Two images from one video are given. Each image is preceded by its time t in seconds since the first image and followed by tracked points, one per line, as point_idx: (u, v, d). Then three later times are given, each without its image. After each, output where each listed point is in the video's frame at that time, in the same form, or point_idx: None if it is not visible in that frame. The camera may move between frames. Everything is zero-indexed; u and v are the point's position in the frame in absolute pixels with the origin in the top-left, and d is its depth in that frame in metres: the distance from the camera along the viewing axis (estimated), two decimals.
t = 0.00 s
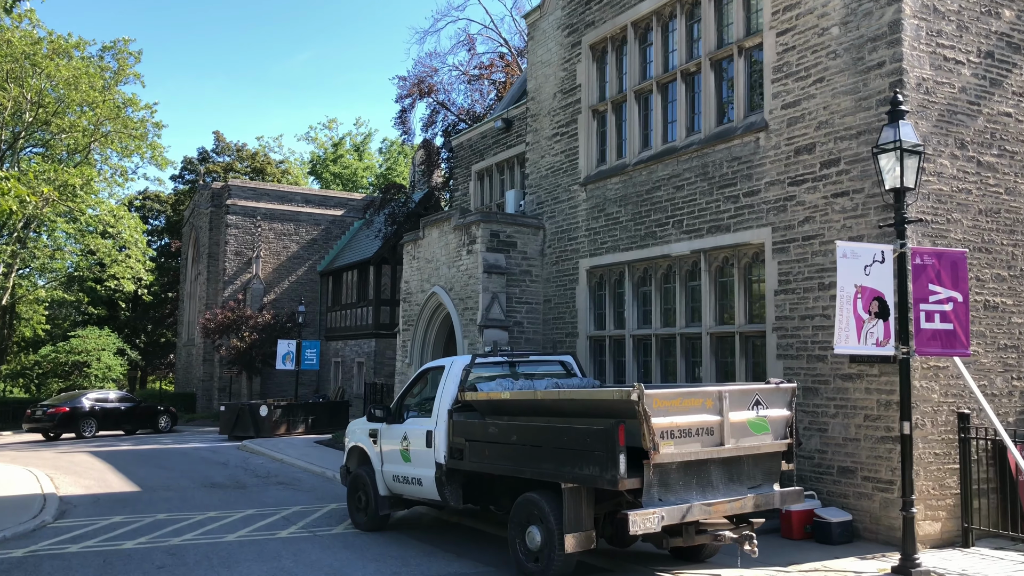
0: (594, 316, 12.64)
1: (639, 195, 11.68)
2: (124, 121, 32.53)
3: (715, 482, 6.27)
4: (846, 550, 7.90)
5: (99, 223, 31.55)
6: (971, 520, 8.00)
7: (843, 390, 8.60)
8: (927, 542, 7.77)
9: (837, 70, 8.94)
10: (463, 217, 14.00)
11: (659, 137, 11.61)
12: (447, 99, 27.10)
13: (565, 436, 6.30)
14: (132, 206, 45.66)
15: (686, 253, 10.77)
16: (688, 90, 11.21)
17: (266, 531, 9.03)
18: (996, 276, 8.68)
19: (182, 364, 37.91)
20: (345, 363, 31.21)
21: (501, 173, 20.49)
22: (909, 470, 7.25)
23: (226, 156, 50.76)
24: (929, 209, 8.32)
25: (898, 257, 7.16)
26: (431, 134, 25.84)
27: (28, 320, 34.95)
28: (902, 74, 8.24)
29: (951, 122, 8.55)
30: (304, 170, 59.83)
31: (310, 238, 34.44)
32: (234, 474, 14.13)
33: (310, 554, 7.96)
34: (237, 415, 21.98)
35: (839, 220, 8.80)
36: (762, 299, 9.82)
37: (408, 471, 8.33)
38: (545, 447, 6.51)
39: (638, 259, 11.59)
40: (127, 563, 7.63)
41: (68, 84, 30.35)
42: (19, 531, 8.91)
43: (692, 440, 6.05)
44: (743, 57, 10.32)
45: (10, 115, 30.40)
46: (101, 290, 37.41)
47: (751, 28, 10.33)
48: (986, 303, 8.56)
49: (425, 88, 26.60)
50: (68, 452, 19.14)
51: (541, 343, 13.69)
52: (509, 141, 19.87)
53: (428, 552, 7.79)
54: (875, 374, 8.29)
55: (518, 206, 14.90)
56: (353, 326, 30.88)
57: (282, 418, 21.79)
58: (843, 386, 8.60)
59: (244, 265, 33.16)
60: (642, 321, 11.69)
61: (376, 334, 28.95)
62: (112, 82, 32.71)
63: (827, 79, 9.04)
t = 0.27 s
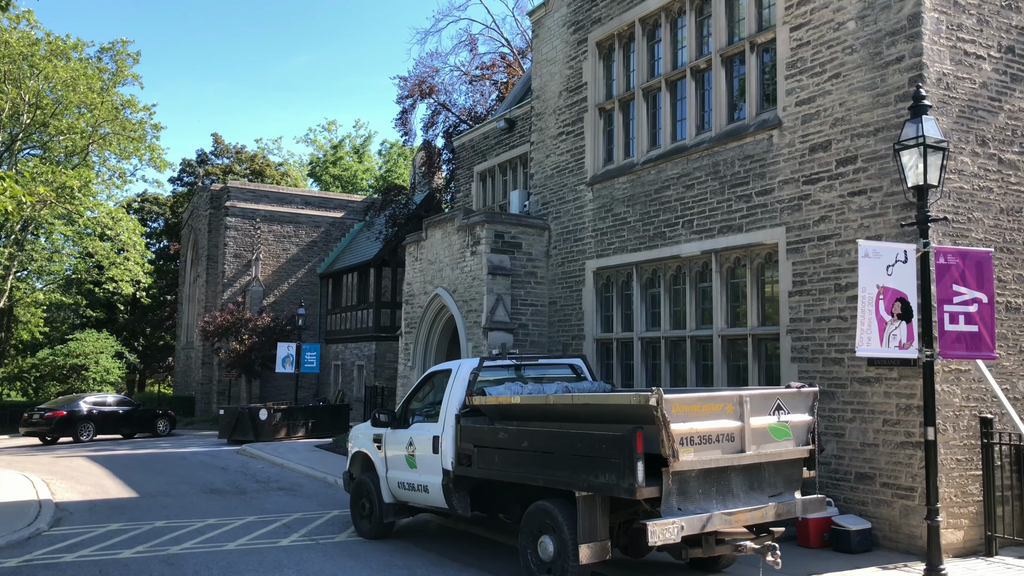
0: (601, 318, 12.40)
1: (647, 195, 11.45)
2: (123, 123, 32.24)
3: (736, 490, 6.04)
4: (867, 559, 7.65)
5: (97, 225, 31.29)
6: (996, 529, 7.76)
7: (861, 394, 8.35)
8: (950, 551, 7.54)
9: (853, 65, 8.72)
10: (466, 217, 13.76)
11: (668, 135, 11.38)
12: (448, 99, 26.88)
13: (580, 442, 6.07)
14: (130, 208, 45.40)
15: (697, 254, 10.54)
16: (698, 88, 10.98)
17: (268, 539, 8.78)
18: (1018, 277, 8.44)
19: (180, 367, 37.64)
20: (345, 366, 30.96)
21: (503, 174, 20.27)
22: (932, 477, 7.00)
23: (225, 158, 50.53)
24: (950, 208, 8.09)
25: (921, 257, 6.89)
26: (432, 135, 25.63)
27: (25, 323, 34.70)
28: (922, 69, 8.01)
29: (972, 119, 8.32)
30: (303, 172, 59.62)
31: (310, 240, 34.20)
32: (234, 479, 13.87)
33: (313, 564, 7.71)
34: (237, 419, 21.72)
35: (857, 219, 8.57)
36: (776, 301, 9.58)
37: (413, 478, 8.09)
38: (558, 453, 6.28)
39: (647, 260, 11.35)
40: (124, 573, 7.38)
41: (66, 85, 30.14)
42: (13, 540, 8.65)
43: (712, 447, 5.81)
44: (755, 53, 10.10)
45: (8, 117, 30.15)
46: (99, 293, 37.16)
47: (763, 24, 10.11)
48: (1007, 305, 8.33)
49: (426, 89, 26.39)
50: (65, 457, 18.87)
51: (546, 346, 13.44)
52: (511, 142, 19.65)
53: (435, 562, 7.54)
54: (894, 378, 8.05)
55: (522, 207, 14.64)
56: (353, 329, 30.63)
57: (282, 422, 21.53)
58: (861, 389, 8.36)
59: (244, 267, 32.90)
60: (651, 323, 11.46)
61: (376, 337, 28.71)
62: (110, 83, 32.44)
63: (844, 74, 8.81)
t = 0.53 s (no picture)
0: (609, 319, 12.20)
1: (657, 194, 11.25)
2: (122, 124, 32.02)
3: (759, 496, 5.83)
4: (889, 566, 7.43)
5: (96, 227, 31.06)
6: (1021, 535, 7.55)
7: (881, 397, 8.13)
8: (974, 558, 7.33)
9: (871, 60, 8.52)
10: (472, 218, 13.56)
11: (678, 133, 11.19)
12: (451, 100, 26.71)
13: (597, 447, 5.86)
14: (129, 210, 45.21)
15: (708, 254, 10.34)
16: (709, 85, 10.78)
17: (272, 545, 8.56)
18: None
19: (179, 370, 37.43)
20: (346, 369, 30.77)
21: (507, 174, 20.09)
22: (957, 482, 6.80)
23: (225, 160, 50.35)
24: (972, 205, 7.90)
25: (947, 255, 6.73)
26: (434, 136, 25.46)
27: (24, 325, 34.47)
28: (943, 63, 7.81)
29: (993, 115, 8.13)
30: (303, 174, 59.44)
31: (310, 242, 33.99)
32: (235, 484, 13.65)
33: (319, 572, 7.49)
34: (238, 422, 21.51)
35: (875, 218, 8.37)
36: (792, 303, 9.38)
37: (422, 483, 7.88)
38: (575, 458, 6.07)
39: (657, 260, 11.14)
40: None
41: (65, 87, 29.96)
42: (10, 546, 8.44)
43: (735, 452, 5.60)
44: (769, 49, 9.89)
45: (6, 118, 29.95)
46: (99, 295, 36.97)
47: (777, 19, 9.90)
48: None
49: (428, 89, 26.19)
50: (64, 460, 18.63)
51: (553, 348, 13.24)
52: (516, 142, 19.47)
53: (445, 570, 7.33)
54: (915, 381, 7.83)
55: (527, 206, 14.43)
56: (354, 331, 30.43)
57: (283, 425, 21.31)
58: (880, 392, 8.15)
59: (244, 269, 32.69)
60: (661, 325, 11.26)
61: (378, 338, 28.51)
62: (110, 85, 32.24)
63: (861, 70, 8.62)
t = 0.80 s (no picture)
0: (621, 322, 11.98)
1: (671, 194, 11.04)
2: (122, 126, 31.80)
3: (791, 504, 5.60)
4: None
5: (96, 230, 30.82)
6: None
7: (907, 401, 7.90)
8: (1008, 568, 7.09)
9: (895, 55, 8.30)
10: (480, 218, 13.34)
11: (692, 132, 10.98)
12: (454, 101, 26.52)
13: (623, 453, 5.64)
14: (129, 213, 45.00)
15: (725, 254, 10.13)
16: (724, 82, 10.57)
17: (280, 554, 8.32)
18: None
19: (180, 374, 37.18)
20: (348, 373, 30.52)
21: (513, 176, 19.89)
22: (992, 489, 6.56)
23: (225, 163, 50.16)
24: (1001, 203, 7.67)
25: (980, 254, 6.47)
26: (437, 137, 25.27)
27: (23, 329, 34.22)
28: (971, 58, 7.59)
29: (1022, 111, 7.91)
30: (304, 177, 59.25)
31: (312, 244, 33.76)
32: (239, 489, 13.40)
33: None
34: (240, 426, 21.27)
35: (900, 216, 8.14)
36: (811, 304, 9.16)
37: (435, 489, 7.65)
38: (599, 464, 5.84)
39: (671, 261, 10.93)
40: None
41: (65, 89, 29.75)
42: (10, 554, 8.19)
43: (768, 458, 5.37)
44: (787, 45, 9.68)
45: (6, 121, 29.74)
46: (99, 298, 36.73)
47: (795, 14, 9.69)
48: None
49: (431, 91, 25.98)
50: (64, 465, 18.38)
51: (563, 351, 13.01)
52: (522, 143, 19.26)
53: None
54: (944, 384, 7.60)
55: (536, 207, 14.21)
56: (356, 334, 30.20)
57: (286, 429, 21.07)
58: (906, 396, 7.92)
59: (245, 272, 32.45)
60: (675, 327, 11.04)
61: (380, 342, 28.28)
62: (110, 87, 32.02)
63: (884, 65, 8.40)
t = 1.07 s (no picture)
0: (630, 325, 11.78)
1: (681, 195, 10.84)
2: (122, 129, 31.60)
3: (817, 514, 5.39)
4: None
5: (95, 233, 30.60)
6: None
7: (927, 406, 7.70)
8: None
9: (914, 52, 8.12)
10: (485, 220, 13.14)
11: (702, 132, 10.79)
12: (456, 103, 26.36)
13: (642, 461, 5.43)
14: (129, 216, 44.79)
15: (737, 256, 9.94)
16: (736, 81, 10.38)
17: (284, 563, 8.11)
18: None
19: (179, 377, 36.95)
20: (348, 376, 30.31)
21: (516, 178, 19.72)
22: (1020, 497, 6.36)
23: (225, 166, 49.98)
24: None
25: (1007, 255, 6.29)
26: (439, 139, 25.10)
27: (22, 333, 34.00)
28: (994, 54, 7.40)
29: None
30: (304, 180, 59.07)
31: (312, 247, 33.55)
32: (241, 496, 13.19)
33: None
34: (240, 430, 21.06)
35: (919, 217, 7.95)
36: (827, 307, 8.96)
37: (444, 497, 7.45)
38: (617, 473, 5.64)
39: (680, 263, 10.73)
40: None
41: (64, 91, 29.57)
42: (7, 564, 7.98)
43: (794, 466, 5.17)
44: (801, 43, 9.48)
45: (5, 123, 29.54)
46: (98, 301, 36.52)
47: (809, 11, 9.50)
48: None
49: (433, 93, 25.79)
50: (62, 471, 18.15)
51: (570, 355, 12.80)
52: (526, 144, 19.08)
53: None
54: (966, 389, 7.40)
55: (542, 208, 14.01)
56: (357, 337, 30.00)
57: (287, 434, 20.86)
58: (926, 401, 7.72)
59: (245, 275, 32.25)
60: (685, 331, 10.85)
61: (381, 345, 28.08)
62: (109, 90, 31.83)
63: (903, 63, 8.21)
